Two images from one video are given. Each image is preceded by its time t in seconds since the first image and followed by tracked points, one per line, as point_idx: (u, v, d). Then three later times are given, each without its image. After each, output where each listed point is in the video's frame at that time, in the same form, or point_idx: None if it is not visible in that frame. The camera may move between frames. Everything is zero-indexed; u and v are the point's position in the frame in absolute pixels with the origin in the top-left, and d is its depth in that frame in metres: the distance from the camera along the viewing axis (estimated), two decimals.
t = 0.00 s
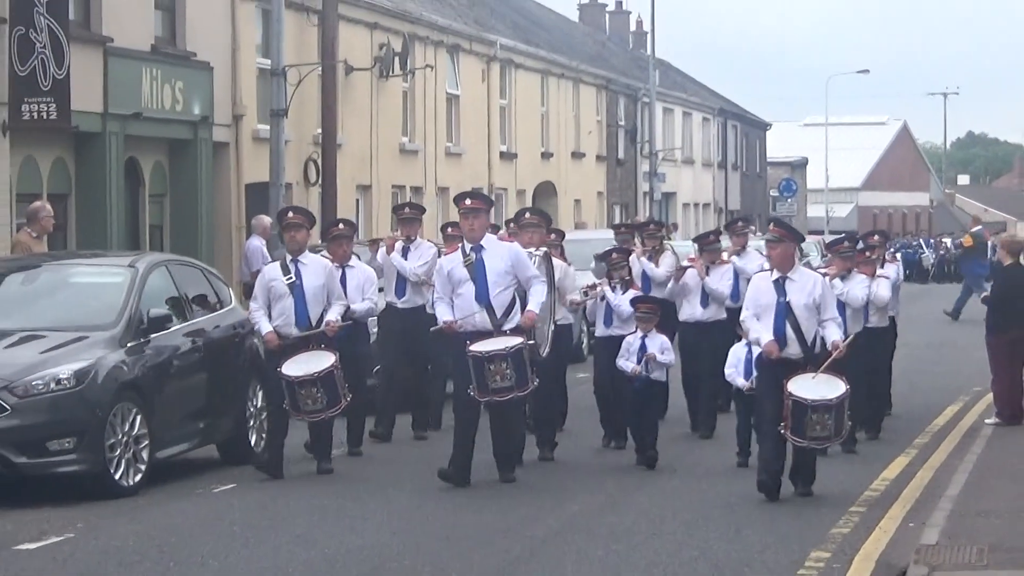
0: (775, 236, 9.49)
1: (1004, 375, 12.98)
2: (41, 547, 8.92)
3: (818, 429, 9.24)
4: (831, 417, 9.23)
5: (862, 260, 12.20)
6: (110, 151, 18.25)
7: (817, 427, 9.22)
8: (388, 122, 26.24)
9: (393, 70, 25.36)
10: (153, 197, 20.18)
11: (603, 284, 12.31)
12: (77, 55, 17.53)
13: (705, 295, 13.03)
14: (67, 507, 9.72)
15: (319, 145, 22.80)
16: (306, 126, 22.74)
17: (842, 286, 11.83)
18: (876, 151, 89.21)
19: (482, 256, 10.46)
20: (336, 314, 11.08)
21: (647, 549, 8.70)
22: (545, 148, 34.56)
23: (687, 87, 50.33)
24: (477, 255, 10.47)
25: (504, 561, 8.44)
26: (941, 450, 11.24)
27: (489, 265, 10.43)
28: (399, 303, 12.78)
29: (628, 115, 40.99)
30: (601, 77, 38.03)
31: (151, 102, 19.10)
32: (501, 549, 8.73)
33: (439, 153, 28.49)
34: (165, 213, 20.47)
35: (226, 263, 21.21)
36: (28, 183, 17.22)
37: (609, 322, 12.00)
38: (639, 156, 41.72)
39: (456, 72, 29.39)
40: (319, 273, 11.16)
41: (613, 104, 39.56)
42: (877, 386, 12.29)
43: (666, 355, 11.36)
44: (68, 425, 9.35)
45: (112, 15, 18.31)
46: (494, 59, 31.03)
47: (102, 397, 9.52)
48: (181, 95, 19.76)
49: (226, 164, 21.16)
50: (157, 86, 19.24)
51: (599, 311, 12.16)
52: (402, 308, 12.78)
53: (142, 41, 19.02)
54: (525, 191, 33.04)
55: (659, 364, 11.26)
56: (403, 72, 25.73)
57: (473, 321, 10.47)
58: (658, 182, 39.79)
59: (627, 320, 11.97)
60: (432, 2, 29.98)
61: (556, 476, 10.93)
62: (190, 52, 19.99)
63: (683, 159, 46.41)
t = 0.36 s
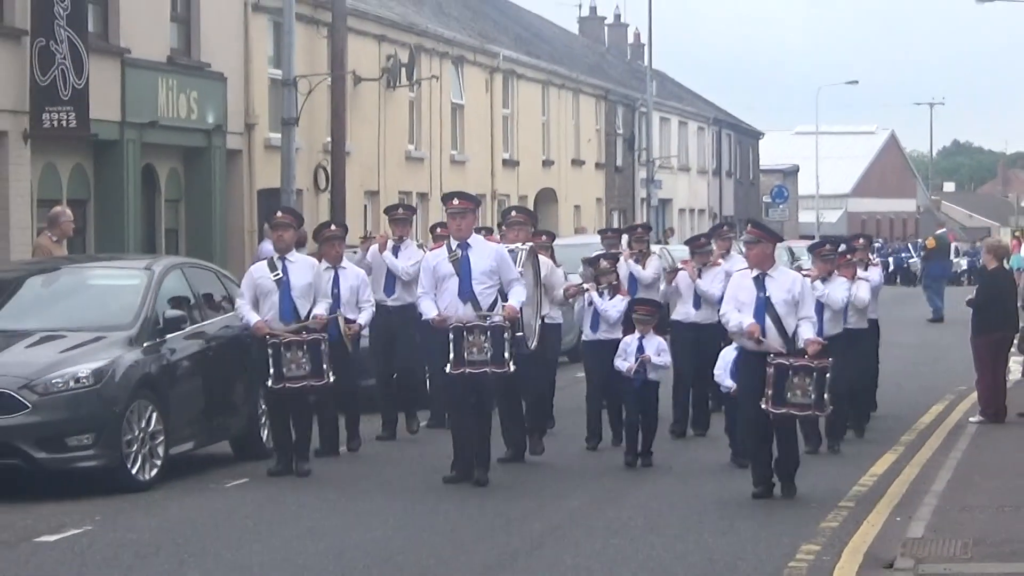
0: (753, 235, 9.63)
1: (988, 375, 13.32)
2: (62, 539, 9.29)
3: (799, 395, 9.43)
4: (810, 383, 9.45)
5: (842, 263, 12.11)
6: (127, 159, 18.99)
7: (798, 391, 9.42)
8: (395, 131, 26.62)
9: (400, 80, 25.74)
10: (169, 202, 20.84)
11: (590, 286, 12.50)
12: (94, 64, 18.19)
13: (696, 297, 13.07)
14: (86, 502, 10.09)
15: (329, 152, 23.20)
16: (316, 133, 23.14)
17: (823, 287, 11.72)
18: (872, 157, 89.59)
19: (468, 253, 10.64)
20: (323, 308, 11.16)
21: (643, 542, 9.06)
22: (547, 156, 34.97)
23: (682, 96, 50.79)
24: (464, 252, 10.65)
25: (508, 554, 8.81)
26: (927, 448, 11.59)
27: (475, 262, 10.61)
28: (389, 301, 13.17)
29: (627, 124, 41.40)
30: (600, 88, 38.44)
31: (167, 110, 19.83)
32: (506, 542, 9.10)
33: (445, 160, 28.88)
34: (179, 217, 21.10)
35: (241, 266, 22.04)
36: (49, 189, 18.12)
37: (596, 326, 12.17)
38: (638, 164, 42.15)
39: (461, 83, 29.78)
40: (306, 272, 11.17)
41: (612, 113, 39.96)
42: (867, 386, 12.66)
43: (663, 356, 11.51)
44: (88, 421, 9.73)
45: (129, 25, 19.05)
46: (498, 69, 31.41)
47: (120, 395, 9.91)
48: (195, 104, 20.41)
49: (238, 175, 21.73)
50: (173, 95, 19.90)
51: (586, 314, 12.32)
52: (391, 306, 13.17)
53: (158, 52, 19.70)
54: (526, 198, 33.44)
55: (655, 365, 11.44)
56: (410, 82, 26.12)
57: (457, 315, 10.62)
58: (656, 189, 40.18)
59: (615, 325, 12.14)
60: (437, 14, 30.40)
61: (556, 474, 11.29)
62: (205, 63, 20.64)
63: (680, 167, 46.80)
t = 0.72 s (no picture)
0: (745, 240, 9.71)
1: (972, 373, 13.75)
2: (82, 528, 9.67)
3: (782, 414, 9.36)
4: (794, 403, 9.35)
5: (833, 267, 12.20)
6: (146, 161, 19.67)
7: (780, 411, 9.34)
8: (403, 136, 26.96)
9: (408, 87, 26.14)
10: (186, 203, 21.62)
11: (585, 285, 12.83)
12: (116, 71, 18.89)
13: (684, 294, 13.26)
14: (104, 494, 10.46)
15: (339, 156, 23.62)
16: (328, 137, 23.55)
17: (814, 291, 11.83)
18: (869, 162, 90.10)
19: (467, 257, 10.67)
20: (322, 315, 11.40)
21: (640, 532, 9.42)
22: (550, 159, 35.38)
23: (680, 101, 51.27)
24: (462, 255, 10.68)
25: (512, 544, 9.16)
26: (915, 442, 11.97)
27: (473, 266, 10.64)
28: (389, 302, 13.44)
29: (626, 129, 41.86)
30: (601, 94, 38.84)
31: (185, 115, 20.55)
32: (510, 533, 9.44)
33: (451, 164, 29.26)
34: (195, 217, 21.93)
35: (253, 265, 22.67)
36: (69, 191, 18.83)
37: (591, 327, 12.57)
38: (637, 167, 42.58)
39: (466, 89, 30.14)
40: (308, 275, 11.39)
41: (612, 119, 40.41)
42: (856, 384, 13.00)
43: (659, 355, 11.70)
44: (107, 414, 10.14)
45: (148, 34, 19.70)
46: (502, 76, 31.81)
47: (137, 389, 10.32)
48: (211, 109, 21.18)
49: (252, 176, 22.56)
50: (190, 100, 20.66)
51: (582, 316, 12.76)
52: (392, 306, 13.42)
53: (177, 60, 20.47)
54: (529, 200, 33.86)
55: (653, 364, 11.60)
56: (418, 89, 26.46)
57: (453, 319, 10.72)
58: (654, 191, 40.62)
59: (609, 324, 12.58)
60: (443, 23, 30.79)
61: (556, 468, 11.63)
62: (221, 69, 21.44)
63: (678, 170, 47.26)
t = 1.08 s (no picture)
0: (740, 241, 9.81)
1: (962, 369, 14.11)
2: (103, 519, 10.07)
3: (773, 425, 9.66)
4: (785, 416, 9.64)
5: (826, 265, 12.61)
6: (165, 166, 20.37)
7: (772, 423, 9.64)
8: (412, 141, 27.36)
9: (418, 93, 26.59)
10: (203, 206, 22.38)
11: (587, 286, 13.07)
12: (138, 78, 19.50)
13: (680, 296, 13.69)
14: (123, 487, 10.86)
15: (352, 160, 24.06)
16: (341, 143, 24.00)
17: (810, 288, 12.28)
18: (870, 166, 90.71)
19: (461, 260, 10.89)
20: (321, 315, 11.72)
21: (639, 523, 9.79)
22: (555, 163, 35.85)
23: (679, 108, 51.85)
24: (456, 258, 10.90)
25: (515, 535, 9.51)
26: (906, 437, 12.34)
27: (467, 268, 10.87)
28: (393, 302, 13.48)
29: (628, 134, 42.35)
30: (605, 101, 39.26)
31: (202, 121, 21.21)
32: (513, 525, 9.78)
33: (459, 168, 29.69)
34: (213, 219, 22.68)
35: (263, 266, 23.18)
36: (93, 193, 19.46)
37: (592, 324, 12.82)
38: (635, 171, 43.12)
39: (474, 96, 30.52)
40: (303, 275, 11.67)
41: (615, 125, 40.89)
42: (847, 382, 13.31)
43: (662, 355, 11.93)
44: (128, 409, 10.63)
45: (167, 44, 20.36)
46: (509, 83, 32.21)
47: (156, 384, 10.81)
48: (229, 114, 21.87)
49: (268, 178, 23.52)
50: (208, 106, 21.34)
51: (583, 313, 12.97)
52: (395, 307, 13.47)
53: (195, 67, 21.16)
54: (535, 203, 34.32)
55: (657, 364, 11.83)
56: (428, 96, 26.88)
57: (450, 322, 10.96)
58: (656, 195, 41.11)
59: (610, 322, 12.75)
60: (452, 32, 31.20)
61: (557, 464, 11.95)
62: (238, 76, 22.16)
63: (679, 174, 47.75)
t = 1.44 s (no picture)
0: (727, 235, 10.03)
1: (949, 364, 14.66)
2: (122, 508, 10.51)
3: (759, 393, 9.88)
4: (772, 380, 9.88)
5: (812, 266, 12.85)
6: (183, 169, 20.90)
7: (759, 389, 9.87)
8: (422, 145, 27.81)
9: (427, 100, 27.09)
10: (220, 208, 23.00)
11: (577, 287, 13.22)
12: (156, 85, 20.07)
13: (675, 292, 14.05)
14: (141, 479, 11.31)
15: (363, 163, 24.54)
16: (353, 146, 24.46)
17: (799, 289, 12.53)
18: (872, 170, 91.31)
19: (451, 253, 11.09)
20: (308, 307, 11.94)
21: (637, 511, 10.20)
22: (558, 166, 36.41)
23: (676, 113, 52.38)
24: (446, 252, 11.10)
25: (516, 525, 9.87)
26: (895, 432, 12.77)
27: (458, 262, 11.07)
28: (385, 299, 13.78)
29: (629, 139, 42.99)
30: (606, 108, 39.80)
31: (219, 125, 21.76)
32: (515, 516, 10.14)
33: (466, 172, 30.16)
34: (229, 220, 23.27)
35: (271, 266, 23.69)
36: (113, 195, 19.99)
37: (582, 324, 12.88)
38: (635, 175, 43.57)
39: (480, 101, 30.97)
40: (291, 270, 11.91)
41: (617, 130, 41.53)
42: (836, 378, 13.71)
43: (655, 353, 12.13)
44: (147, 403, 11.19)
45: (185, 53, 20.90)
46: (514, 91, 32.64)
47: (172, 379, 11.38)
48: (244, 120, 22.46)
49: (283, 182, 24.09)
50: (224, 112, 21.90)
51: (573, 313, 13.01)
52: (386, 303, 13.77)
53: (211, 74, 21.70)
54: (539, 206, 34.85)
55: (650, 362, 12.03)
56: (436, 102, 27.36)
57: (438, 313, 11.09)
58: (656, 198, 41.75)
59: (599, 322, 12.85)
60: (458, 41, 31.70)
61: (554, 457, 12.31)
62: (253, 83, 22.80)
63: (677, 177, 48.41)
